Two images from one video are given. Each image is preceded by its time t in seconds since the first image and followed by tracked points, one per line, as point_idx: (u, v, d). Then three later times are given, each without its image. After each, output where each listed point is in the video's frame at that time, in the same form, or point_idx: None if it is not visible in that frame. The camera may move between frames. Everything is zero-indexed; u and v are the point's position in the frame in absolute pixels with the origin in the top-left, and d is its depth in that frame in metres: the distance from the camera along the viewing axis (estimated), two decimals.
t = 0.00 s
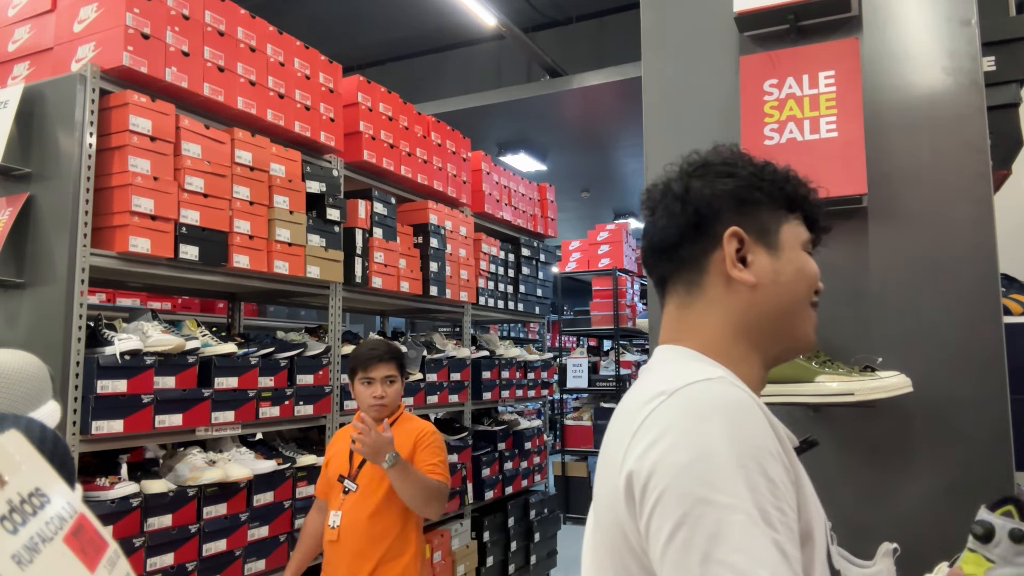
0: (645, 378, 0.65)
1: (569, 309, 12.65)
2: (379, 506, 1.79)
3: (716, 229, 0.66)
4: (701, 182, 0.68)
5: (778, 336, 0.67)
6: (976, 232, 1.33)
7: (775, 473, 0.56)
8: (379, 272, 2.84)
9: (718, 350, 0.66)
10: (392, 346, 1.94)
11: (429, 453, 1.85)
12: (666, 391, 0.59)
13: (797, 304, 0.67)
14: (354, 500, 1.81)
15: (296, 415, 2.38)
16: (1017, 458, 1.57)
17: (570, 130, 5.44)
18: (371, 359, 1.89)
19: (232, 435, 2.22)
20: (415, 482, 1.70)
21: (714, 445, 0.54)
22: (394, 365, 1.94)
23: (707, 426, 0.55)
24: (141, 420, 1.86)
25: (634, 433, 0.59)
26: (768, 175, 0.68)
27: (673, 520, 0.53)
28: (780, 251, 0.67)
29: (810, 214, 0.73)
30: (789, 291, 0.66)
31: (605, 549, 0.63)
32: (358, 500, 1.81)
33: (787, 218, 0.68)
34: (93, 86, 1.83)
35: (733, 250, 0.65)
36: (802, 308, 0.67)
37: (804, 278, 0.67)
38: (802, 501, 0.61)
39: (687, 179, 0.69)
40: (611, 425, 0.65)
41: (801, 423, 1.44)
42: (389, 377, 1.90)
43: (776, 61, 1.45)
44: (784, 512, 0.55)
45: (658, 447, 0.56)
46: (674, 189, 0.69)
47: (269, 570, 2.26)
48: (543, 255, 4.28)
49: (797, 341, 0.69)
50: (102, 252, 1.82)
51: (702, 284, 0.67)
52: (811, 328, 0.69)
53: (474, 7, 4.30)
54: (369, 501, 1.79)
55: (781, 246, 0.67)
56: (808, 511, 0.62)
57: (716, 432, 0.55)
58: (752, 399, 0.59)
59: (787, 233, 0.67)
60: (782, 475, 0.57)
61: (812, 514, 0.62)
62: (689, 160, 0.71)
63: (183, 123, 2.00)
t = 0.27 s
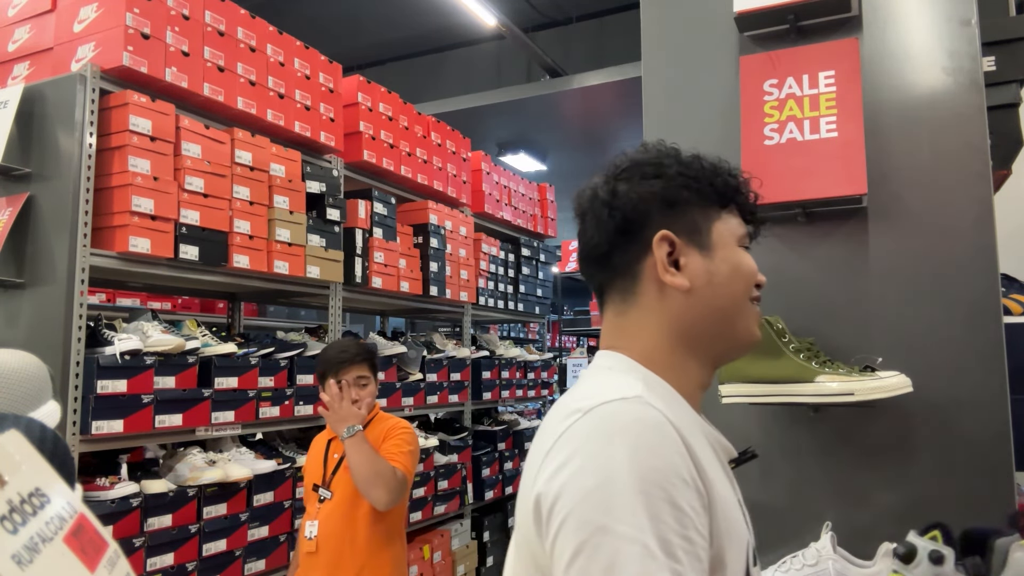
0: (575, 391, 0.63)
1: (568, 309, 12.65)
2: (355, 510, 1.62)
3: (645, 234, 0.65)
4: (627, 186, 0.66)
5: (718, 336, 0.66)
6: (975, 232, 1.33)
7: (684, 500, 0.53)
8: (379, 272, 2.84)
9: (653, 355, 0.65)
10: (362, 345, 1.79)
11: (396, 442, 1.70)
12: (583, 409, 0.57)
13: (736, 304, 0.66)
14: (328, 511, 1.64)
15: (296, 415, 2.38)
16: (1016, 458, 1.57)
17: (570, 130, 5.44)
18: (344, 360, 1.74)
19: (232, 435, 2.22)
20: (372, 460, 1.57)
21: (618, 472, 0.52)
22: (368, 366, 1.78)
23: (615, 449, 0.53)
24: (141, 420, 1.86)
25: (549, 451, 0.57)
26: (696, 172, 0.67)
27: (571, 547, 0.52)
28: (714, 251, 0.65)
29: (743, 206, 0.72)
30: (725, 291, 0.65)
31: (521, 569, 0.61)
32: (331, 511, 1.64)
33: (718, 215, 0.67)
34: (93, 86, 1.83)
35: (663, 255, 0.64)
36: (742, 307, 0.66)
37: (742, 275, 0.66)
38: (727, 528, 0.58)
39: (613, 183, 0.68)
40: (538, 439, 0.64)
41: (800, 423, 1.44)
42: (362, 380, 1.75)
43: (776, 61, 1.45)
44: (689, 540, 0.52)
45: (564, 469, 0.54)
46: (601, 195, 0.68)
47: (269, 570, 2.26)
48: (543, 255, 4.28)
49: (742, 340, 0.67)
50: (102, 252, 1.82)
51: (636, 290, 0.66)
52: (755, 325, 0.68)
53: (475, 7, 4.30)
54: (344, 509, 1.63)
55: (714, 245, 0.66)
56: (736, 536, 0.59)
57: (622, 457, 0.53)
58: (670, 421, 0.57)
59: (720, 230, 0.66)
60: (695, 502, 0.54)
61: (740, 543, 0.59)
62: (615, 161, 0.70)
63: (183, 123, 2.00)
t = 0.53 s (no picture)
0: (524, 395, 0.62)
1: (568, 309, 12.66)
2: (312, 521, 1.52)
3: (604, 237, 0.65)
4: (585, 187, 0.66)
5: (678, 340, 0.66)
6: (975, 232, 1.33)
7: (613, 529, 0.53)
8: (379, 272, 2.84)
9: (612, 359, 0.66)
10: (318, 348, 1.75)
11: (356, 449, 1.61)
12: (524, 421, 0.57)
13: (697, 308, 0.66)
14: (285, 523, 1.54)
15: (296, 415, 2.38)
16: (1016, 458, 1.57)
17: (570, 130, 5.44)
18: (300, 362, 1.70)
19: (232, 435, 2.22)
20: (328, 467, 1.49)
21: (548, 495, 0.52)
22: (324, 368, 1.74)
23: (550, 472, 0.53)
24: (141, 420, 1.86)
25: (486, 458, 0.57)
26: (655, 171, 0.68)
27: (493, 561, 0.52)
28: (672, 256, 0.66)
29: (706, 203, 0.72)
30: (685, 296, 0.66)
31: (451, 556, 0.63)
32: (289, 521, 1.53)
33: (677, 218, 0.67)
34: (93, 86, 1.83)
35: (621, 260, 0.65)
36: (701, 312, 0.67)
37: (702, 279, 0.67)
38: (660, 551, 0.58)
39: (571, 185, 0.68)
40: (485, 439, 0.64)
41: (800, 423, 1.44)
42: (318, 382, 1.71)
43: (776, 61, 1.45)
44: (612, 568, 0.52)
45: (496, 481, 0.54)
46: (559, 197, 0.68)
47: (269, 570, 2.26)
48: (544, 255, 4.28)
49: (705, 343, 0.68)
50: (101, 252, 1.82)
51: (595, 296, 0.66)
52: (718, 327, 0.69)
53: (475, 7, 4.30)
54: (301, 521, 1.53)
55: (673, 249, 0.66)
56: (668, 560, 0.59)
57: (556, 480, 0.52)
58: (613, 444, 0.56)
59: (681, 233, 0.67)
60: (626, 528, 0.54)
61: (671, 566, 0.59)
62: (573, 161, 0.70)
63: (183, 123, 2.00)
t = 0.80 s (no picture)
0: (504, 392, 0.63)
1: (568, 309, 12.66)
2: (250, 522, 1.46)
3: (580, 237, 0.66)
4: (561, 187, 0.67)
5: (654, 343, 0.67)
6: (976, 232, 1.33)
7: (596, 519, 0.53)
8: (379, 272, 2.84)
9: (586, 361, 0.66)
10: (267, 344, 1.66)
11: (301, 450, 1.55)
12: (506, 416, 0.57)
13: (673, 308, 0.66)
14: (222, 525, 1.46)
15: (296, 415, 2.38)
16: (1016, 458, 1.57)
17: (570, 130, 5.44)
18: (239, 360, 1.61)
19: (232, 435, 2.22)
20: (266, 467, 1.43)
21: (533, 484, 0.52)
22: (270, 365, 1.64)
23: (533, 460, 0.53)
24: (141, 420, 1.86)
25: (469, 454, 0.56)
26: (633, 171, 0.68)
27: (475, 553, 0.52)
28: (650, 256, 0.66)
29: (685, 202, 0.72)
30: (662, 295, 0.65)
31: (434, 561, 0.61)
32: (227, 523, 1.46)
33: (655, 218, 0.67)
34: (93, 86, 1.83)
35: (597, 260, 0.65)
36: (678, 314, 0.66)
37: (679, 279, 0.66)
38: (641, 546, 0.58)
39: (548, 184, 0.69)
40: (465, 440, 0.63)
41: (800, 423, 1.44)
42: (261, 380, 1.61)
43: (776, 61, 1.45)
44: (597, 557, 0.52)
45: (479, 474, 0.54)
46: (537, 197, 0.69)
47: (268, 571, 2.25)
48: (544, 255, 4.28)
49: (682, 341, 0.68)
50: (101, 252, 1.82)
51: (571, 296, 0.67)
52: (695, 326, 0.69)
53: (475, 7, 4.29)
54: (240, 522, 1.46)
55: (651, 249, 0.66)
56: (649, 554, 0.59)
57: (540, 468, 0.52)
58: (594, 436, 0.56)
59: (658, 233, 0.67)
60: (609, 519, 0.54)
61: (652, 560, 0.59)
62: (553, 160, 0.70)
63: (183, 123, 2.00)
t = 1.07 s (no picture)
0: (537, 384, 0.61)
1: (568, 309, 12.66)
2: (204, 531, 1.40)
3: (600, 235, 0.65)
4: (578, 187, 0.66)
5: (675, 338, 0.66)
6: (976, 232, 1.33)
7: (635, 511, 0.52)
8: (379, 272, 2.84)
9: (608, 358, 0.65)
10: (207, 351, 1.51)
11: (257, 455, 1.46)
12: (546, 407, 0.55)
13: (693, 303, 0.65)
14: (175, 536, 1.41)
15: (296, 415, 2.38)
16: (1016, 458, 1.57)
17: (570, 130, 5.44)
18: (177, 367, 1.48)
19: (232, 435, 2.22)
20: (213, 481, 1.34)
21: (569, 472, 0.51)
22: (207, 373, 1.48)
23: (575, 454, 0.52)
24: (141, 421, 1.86)
25: (507, 446, 0.55)
26: (649, 169, 0.67)
27: (515, 548, 0.51)
28: (668, 251, 0.65)
29: (699, 199, 0.71)
30: (682, 289, 0.65)
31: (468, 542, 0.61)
32: (179, 534, 1.41)
33: (671, 213, 0.66)
34: (93, 86, 1.83)
35: (615, 256, 0.64)
36: (698, 308, 0.66)
37: (697, 273, 0.66)
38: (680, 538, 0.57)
39: (565, 184, 0.68)
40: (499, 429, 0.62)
41: (800, 423, 1.44)
42: (193, 391, 1.46)
43: (776, 61, 1.45)
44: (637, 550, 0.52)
45: (519, 466, 0.52)
46: (554, 196, 0.68)
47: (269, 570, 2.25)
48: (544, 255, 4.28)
49: (701, 336, 0.67)
50: (101, 252, 1.82)
51: (591, 292, 0.66)
52: (714, 320, 0.68)
53: (475, 7, 4.29)
54: (194, 533, 1.40)
55: (669, 244, 0.65)
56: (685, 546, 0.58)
57: (581, 461, 0.51)
58: (635, 428, 0.55)
59: (675, 228, 0.66)
60: (649, 512, 0.53)
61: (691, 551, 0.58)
62: (568, 160, 0.70)
63: (183, 123, 2.00)
